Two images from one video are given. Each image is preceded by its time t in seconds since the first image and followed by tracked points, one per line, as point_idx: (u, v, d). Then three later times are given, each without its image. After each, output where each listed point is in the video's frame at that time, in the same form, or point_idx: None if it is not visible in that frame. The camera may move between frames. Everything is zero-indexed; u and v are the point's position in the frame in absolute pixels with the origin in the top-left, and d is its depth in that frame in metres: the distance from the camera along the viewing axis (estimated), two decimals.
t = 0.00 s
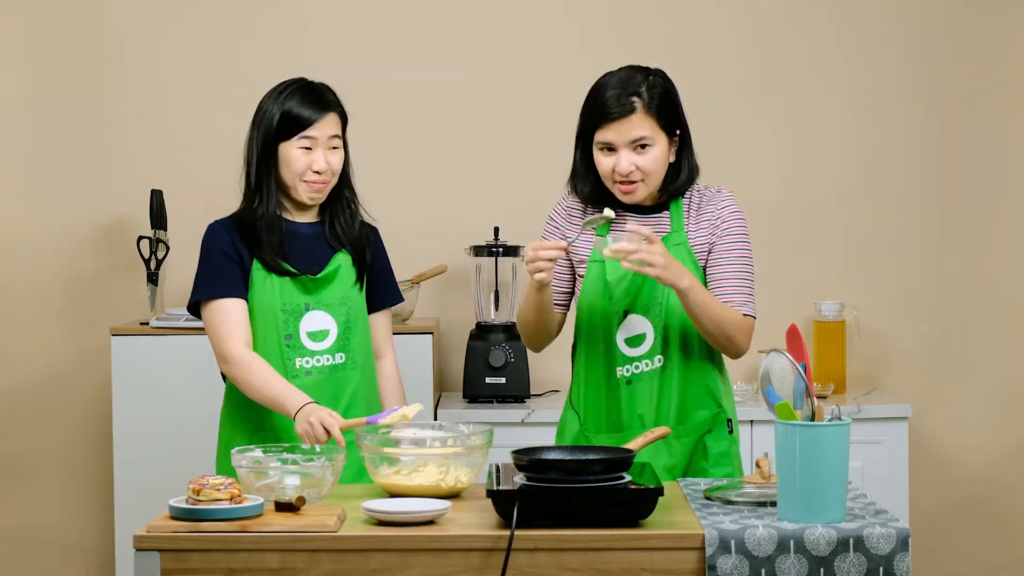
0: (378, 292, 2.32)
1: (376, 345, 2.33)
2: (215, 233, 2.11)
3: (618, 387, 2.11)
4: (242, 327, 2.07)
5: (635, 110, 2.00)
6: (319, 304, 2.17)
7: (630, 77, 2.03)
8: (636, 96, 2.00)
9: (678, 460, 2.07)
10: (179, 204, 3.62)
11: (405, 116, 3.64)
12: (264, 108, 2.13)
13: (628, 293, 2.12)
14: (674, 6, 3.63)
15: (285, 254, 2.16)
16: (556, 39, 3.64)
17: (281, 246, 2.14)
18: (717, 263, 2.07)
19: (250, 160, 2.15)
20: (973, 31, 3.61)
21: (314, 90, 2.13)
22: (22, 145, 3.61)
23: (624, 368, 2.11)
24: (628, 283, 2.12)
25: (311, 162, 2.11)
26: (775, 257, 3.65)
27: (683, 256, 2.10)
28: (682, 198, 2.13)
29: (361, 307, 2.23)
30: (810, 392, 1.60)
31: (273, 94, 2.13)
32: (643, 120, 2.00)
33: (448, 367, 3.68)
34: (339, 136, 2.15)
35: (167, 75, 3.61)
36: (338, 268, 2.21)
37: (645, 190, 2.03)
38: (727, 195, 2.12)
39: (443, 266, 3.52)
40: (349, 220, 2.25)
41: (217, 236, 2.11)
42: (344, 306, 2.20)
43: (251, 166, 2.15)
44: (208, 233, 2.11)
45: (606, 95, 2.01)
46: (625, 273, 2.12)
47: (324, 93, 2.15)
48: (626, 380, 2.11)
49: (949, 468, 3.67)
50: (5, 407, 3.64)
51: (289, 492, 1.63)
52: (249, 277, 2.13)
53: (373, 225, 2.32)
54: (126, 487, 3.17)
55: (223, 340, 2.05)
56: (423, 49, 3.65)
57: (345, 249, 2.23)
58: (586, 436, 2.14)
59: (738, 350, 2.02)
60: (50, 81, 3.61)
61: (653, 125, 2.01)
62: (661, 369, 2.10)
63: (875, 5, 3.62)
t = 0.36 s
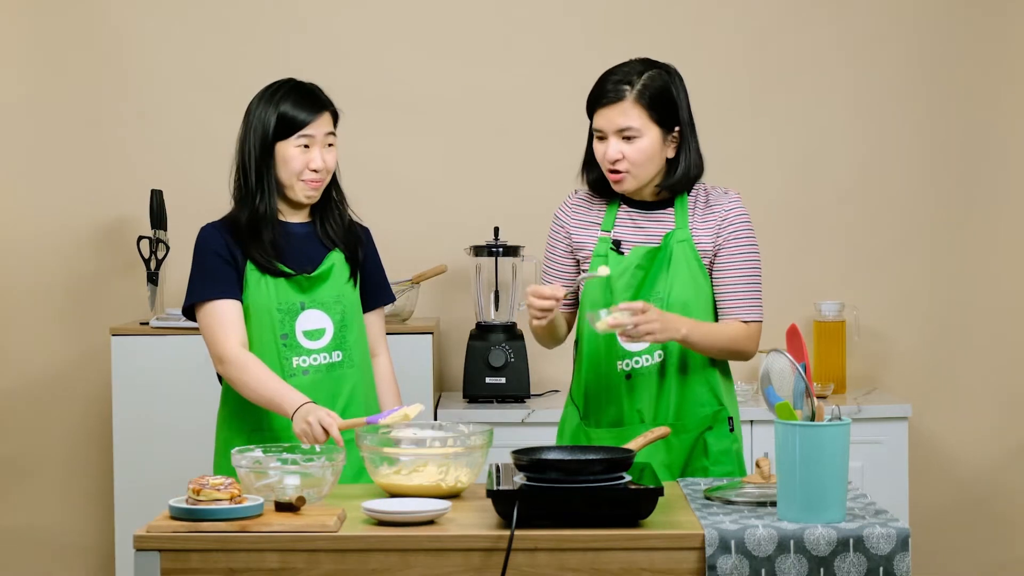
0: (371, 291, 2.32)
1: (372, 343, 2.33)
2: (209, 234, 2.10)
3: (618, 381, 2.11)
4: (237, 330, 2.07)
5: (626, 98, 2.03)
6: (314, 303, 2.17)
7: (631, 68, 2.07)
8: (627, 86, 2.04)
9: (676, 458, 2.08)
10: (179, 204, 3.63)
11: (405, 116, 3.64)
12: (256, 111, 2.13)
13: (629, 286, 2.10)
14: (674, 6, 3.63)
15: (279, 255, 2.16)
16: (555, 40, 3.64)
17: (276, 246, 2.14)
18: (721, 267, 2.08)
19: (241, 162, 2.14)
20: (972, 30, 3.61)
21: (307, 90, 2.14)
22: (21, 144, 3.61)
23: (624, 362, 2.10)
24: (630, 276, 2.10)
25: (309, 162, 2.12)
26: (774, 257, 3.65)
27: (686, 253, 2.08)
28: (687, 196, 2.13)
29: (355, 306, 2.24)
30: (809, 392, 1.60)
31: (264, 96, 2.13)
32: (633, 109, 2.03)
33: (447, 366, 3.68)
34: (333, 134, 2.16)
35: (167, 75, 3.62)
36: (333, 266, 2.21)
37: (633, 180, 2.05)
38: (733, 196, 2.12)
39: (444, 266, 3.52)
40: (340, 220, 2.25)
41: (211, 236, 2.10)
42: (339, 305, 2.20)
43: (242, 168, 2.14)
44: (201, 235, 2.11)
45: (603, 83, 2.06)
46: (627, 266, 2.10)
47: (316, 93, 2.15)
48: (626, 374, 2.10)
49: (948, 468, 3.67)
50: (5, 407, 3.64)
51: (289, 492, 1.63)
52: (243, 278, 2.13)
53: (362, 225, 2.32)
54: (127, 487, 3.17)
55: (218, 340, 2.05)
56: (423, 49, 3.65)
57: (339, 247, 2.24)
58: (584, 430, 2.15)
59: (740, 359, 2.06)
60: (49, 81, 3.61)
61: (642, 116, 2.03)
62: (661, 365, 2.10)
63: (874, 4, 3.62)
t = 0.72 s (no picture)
0: (371, 290, 2.32)
1: (371, 342, 2.33)
2: (208, 235, 2.10)
3: (614, 379, 2.12)
4: (237, 330, 2.07)
5: (617, 93, 2.06)
6: (313, 303, 2.17)
7: (627, 67, 2.08)
8: (617, 81, 2.07)
9: (670, 456, 2.09)
10: (179, 203, 3.63)
11: (405, 116, 3.64)
12: (255, 112, 2.13)
13: (624, 285, 2.11)
14: (674, 5, 3.63)
15: (278, 256, 2.16)
16: (556, 39, 3.64)
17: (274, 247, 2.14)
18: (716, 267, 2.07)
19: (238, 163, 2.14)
20: (972, 30, 3.61)
21: (307, 92, 2.14)
22: (21, 144, 3.61)
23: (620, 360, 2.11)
24: (625, 276, 2.11)
25: (308, 161, 2.12)
26: (774, 257, 3.65)
27: (682, 253, 2.08)
28: (687, 194, 2.13)
29: (354, 305, 2.23)
30: (809, 393, 1.61)
31: (263, 97, 2.14)
32: (622, 104, 2.05)
33: (447, 365, 3.68)
34: (332, 136, 2.16)
35: (167, 74, 3.62)
36: (331, 266, 2.20)
37: (623, 176, 2.06)
38: (732, 196, 2.11)
39: (443, 266, 3.52)
40: (338, 220, 2.25)
41: (210, 237, 2.10)
42: (337, 305, 2.20)
43: (239, 169, 2.14)
44: (200, 236, 2.10)
45: (597, 81, 2.09)
46: (623, 265, 2.11)
47: (315, 94, 2.15)
48: (622, 373, 2.11)
49: (947, 467, 3.67)
50: (4, 407, 3.64)
51: (289, 492, 1.64)
52: (241, 279, 2.12)
53: (360, 226, 2.32)
54: (127, 487, 3.17)
55: (218, 340, 2.05)
56: (422, 48, 3.65)
57: (337, 247, 2.23)
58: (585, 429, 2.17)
59: (736, 360, 2.04)
60: (48, 80, 3.61)
61: (632, 111, 2.05)
62: (657, 365, 2.09)
63: (874, 4, 3.62)
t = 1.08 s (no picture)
0: (373, 290, 2.32)
1: (372, 342, 2.33)
2: (209, 234, 2.10)
3: (614, 379, 2.12)
4: (238, 330, 2.07)
5: (610, 94, 2.07)
6: (314, 302, 2.17)
7: (624, 67, 2.09)
8: (614, 81, 2.07)
9: (669, 455, 2.09)
10: (179, 203, 3.63)
11: (405, 116, 3.64)
12: (260, 114, 2.12)
13: (624, 283, 2.12)
14: (675, 5, 3.63)
15: (280, 256, 2.16)
16: (556, 40, 3.64)
17: (276, 247, 2.14)
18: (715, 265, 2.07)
19: (242, 163, 2.14)
20: (972, 30, 3.61)
21: (310, 92, 2.14)
22: (21, 144, 3.61)
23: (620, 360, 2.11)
24: (625, 274, 2.11)
25: (317, 160, 2.12)
26: (774, 257, 3.65)
27: (682, 251, 2.08)
28: (690, 191, 2.14)
29: (355, 305, 2.23)
30: (809, 392, 1.60)
31: (267, 99, 2.13)
32: (617, 103, 2.06)
33: (447, 365, 3.68)
34: (338, 132, 2.17)
35: (166, 74, 3.62)
36: (332, 266, 2.20)
37: (624, 175, 2.07)
38: (734, 196, 2.11)
39: (443, 266, 3.51)
40: (340, 220, 2.25)
41: (211, 237, 2.10)
42: (338, 304, 2.20)
43: (244, 170, 2.13)
44: (201, 235, 2.11)
45: (594, 82, 2.09)
46: (623, 263, 2.11)
47: (320, 94, 2.15)
48: (621, 373, 2.11)
49: (947, 468, 3.67)
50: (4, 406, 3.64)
51: (289, 492, 1.64)
52: (242, 279, 2.13)
53: (361, 225, 2.32)
54: (127, 486, 3.17)
55: (218, 340, 2.05)
56: (422, 48, 3.64)
57: (339, 247, 2.23)
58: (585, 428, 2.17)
59: (733, 360, 2.04)
60: (49, 80, 3.61)
61: (628, 110, 2.05)
62: (656, 364, 2.09)
63: (874, 4, 3.62)
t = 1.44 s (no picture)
0: (377, 290, 2.32)
1: (375, 342, 2.33)
2: (212, 234, 2.10)
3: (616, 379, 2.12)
4: (241, 329, 2.07)
5: (611, 100, 2.06)
6: (318, 303, 2.17)
7: (620, 69, 2.08)
8: (614, 86, 2.06)
9: (671, 455, 2.09)
10: (179, 203, 3.63)
11: (405, 117, 3.64)
12: (265, 114, 2.12)
13: (628, 284, 2.11)
14: (674, 5, 3.63)
15: (284, 256, 2.16)
16: (556, 39, 3.64)
17: (280, 247, 2.14)
18: (720, 268, 2.07)
19: (247, 164, 2.13)
20: (972, 30, 3.61)
21: (315, 92, 2.14)
22: (22, 144, 3.61)
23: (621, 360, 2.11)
24: (629, 275, 2.11)
25: (322, 161, 2.12)
26: (774, 257, 3.65)
27: (687, 252, 2.08)
28: (692, 190, 2.14)
29: (359, 306, 2.23)
30: (810, 393, 1.61)
31: (271, 99, 2.13)
32: (620, 109, 2.05)
33: (447, 365, 3.68)
34: (342, 132, 2.17)
35: (166, 74, 3.62)
36: (336, 266, 2.20)
37: (633, 181, 2.08)
38: (738, 196, 2.10)
39: (444, 267, 3.51)
40: (343, 220, 2.25)
41: (214, 236, 2.10)
42: (341, 305, 2.19)
43: (248, 170, 2.13)
44: (205, 234, 2.11)
45: (594, 87, 2.08)
46: (627, 264, 2.11)
47: (324, 95, 2.15)
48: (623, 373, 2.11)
49: (946, 467, 3.67)
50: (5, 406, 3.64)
51: (289, 492, 1.64)
52: (245, 278, 2.13)
53: (365, 225, 2.31)
54: (127, 486, 3.17)
55: (220, 339, 2.05)
56: (422, 48, 3.64)
57: (343, 247, 2.23)
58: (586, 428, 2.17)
59: (739, 363, 2.04)
60: (49, 79, 3.61)
61: (631, 115, 2.04)
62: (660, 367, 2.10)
63: (874, 4, 3.62)
